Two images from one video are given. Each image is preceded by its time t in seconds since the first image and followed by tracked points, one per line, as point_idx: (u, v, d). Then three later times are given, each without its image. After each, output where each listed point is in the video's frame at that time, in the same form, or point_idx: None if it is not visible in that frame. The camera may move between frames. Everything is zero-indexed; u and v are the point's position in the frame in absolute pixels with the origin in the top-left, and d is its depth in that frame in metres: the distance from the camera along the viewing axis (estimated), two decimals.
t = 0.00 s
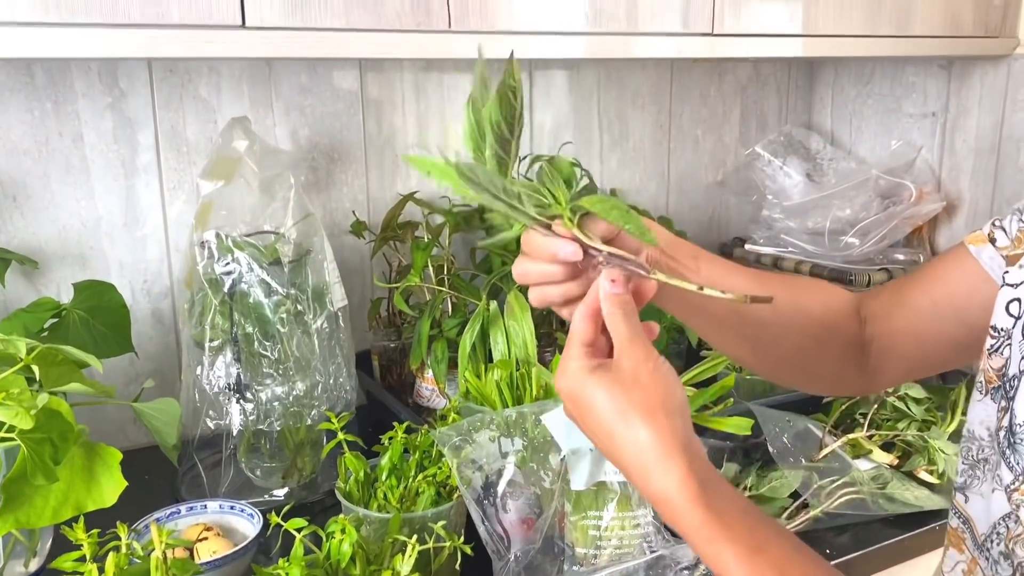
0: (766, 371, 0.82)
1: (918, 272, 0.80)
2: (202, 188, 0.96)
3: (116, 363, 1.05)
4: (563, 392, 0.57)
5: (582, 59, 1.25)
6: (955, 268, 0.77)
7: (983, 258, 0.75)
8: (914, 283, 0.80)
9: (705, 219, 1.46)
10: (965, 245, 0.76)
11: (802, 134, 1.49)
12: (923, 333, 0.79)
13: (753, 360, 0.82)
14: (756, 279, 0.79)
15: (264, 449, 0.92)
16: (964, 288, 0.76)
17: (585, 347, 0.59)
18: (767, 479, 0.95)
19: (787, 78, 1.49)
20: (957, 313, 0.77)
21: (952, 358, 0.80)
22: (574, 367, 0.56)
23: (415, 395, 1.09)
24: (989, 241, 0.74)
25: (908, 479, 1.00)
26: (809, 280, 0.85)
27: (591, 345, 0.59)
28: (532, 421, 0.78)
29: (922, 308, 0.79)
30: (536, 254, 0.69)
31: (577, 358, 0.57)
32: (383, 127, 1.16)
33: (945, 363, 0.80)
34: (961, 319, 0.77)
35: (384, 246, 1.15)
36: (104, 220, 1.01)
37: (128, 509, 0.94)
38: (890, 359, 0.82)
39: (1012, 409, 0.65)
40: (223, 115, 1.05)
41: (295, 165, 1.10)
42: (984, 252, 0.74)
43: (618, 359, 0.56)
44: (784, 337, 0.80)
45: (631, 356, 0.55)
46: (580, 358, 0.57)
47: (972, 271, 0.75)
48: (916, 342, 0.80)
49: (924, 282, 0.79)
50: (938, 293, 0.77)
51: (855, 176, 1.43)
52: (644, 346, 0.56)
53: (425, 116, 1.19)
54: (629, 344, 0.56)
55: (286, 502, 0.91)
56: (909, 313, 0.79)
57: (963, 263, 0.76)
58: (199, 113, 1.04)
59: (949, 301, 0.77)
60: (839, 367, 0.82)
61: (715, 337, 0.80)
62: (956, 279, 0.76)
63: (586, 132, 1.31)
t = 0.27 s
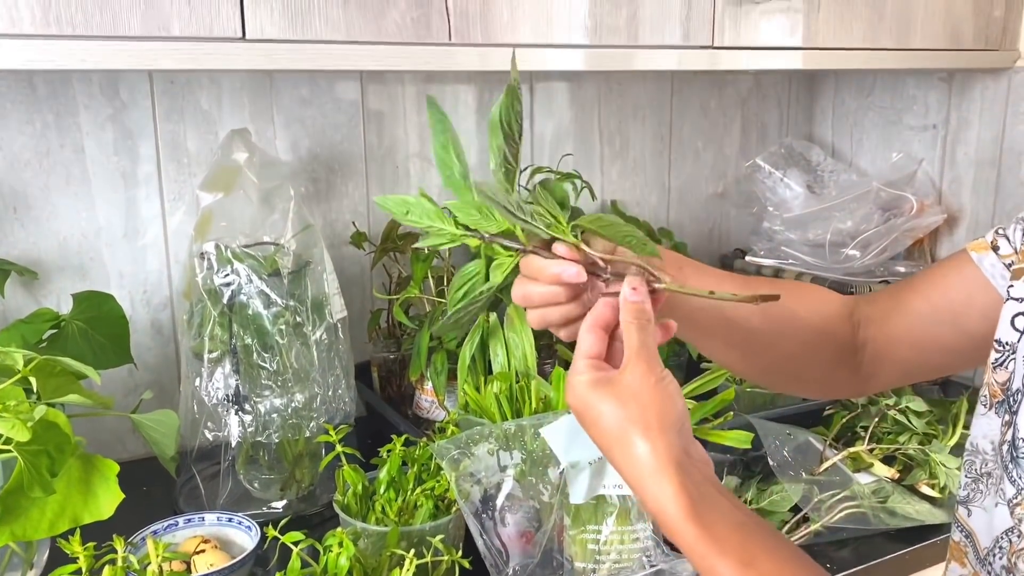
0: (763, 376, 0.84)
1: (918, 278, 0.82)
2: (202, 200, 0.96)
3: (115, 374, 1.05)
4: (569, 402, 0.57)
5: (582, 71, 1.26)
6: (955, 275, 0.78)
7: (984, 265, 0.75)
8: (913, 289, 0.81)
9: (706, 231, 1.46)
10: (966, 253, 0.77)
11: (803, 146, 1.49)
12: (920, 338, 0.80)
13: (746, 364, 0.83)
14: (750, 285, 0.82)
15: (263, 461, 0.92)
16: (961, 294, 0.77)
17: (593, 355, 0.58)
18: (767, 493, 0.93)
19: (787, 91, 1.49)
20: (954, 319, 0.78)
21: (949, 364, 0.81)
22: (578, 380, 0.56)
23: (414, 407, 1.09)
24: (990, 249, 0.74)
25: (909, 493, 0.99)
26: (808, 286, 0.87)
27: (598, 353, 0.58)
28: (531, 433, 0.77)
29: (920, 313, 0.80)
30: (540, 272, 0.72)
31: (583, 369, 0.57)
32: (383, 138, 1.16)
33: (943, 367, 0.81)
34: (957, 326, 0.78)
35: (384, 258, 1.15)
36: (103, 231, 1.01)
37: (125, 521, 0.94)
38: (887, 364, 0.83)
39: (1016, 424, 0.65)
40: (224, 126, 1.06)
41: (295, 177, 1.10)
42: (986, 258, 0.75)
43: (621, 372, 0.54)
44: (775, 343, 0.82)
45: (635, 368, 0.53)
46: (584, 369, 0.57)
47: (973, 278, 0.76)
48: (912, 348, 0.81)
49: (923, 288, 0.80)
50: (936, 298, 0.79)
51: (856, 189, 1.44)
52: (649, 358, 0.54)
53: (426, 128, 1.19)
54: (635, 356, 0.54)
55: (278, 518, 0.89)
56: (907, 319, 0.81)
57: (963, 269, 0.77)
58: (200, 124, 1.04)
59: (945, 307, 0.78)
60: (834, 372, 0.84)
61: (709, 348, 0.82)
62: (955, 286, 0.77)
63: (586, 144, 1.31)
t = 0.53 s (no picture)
0: (764, 389, 0.83)
1: (917, 286, 0.81)
2: (201, 205, 0.96)
3: (112, 380, 1.04)
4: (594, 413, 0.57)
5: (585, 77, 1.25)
6: (955, 283, 0.77)
7: (985, 273, 0.74)
8: (914, 297, 0.80)
9: (709, 239, 1.45)
10: (966, 261, 0.76)
11: (806, 154, 1.49)
12: (922, 346, 0.79)
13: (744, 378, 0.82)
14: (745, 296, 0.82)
15: (260, 468, 0.91)
16: (962, 302, 0.76)
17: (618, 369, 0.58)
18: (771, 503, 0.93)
19: (791, 98, 1.48)
20: (955, 326, 0.77)
21: (951, 374, 0.80)
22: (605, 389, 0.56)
23: (414, 414, 1.08)
24: (991, 257, 0.73)
25: (914, 504, 0.98)
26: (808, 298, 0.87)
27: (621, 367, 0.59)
28: (530, 442, 0.76)
29: (919, 322, 0.79)
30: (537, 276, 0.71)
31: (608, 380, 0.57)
32: (384, 144, 1.16)
33: (946, 377, 0.80)
34: (958, 335, 0.77)
35: (384, 264, 1.14)
36: (102, 236, 1.01)
37: (121, 528, 0.93)
38: (890, 374, 0.82)
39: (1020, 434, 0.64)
40: (223, 131, 1.05)
41: (295, 182, 1.09)
42: (987, 267, 0.73)
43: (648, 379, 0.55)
44: (774, 354, 0.81)
45: (662, 374, 0.54)
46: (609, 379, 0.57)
47: (973, 286, 0.75)
48: (912, 356, 0.80)
49: (923, 296, 0.79)
50: (936, 306, 0.78)
51: (859, 197, 1.43)
52: (677, 364, 0.54)
53: (427, 133, 1.19)
54: (663, 363, 0.54)
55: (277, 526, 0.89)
56: (907, 327, 0.80)
57: (963, 277, 0.76)
58: (200, 129, 1.04)
59: (946, 315, 0.77)
60: (836, 382, 0.83)
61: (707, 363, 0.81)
62: (955, 294, 0.76)
63: (589, 151, 1.31)
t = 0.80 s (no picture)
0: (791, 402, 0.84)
1: (935, 296, 0.80)
2: (206, 207, 0.95)
3: (116, 383, 1.04)
4: (582, 423, 0.55)
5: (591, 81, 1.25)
6: (969, 293, 0.76)
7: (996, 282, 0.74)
8: (932, 309, 0.79)
9: (715, 244, 1.45)
10: (978, 272, 0.75)
11: (813, 159, 1.48)
12: (936, 357, 0.79)
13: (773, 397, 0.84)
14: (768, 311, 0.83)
15: (264, 472, 0.91)
16: (976, 312, 0.75)
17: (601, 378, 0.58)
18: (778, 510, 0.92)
19: (797, 103, 1.48)
20: (967, 337, 0.76)
21: (968, 384, 0.79)
22: (596, 398, 0.55)
23: (418, 419, 1.07)
24: (1001, 267, 0.73)
25: (923, 511, 0.97)
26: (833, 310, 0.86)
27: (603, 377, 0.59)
28: (537, 447, 0.75)
29: (935, 335, 0.78)
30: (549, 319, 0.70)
31: (596, 389, 0.56)
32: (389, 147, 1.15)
33: (967, 387, 0.79)
34: (974, 346, 0.76)
35: (389, 268, 1.14)
36: (107, 238, 1.01)
37: (125, 532, 0.93)
38: (907, 386, 0.81)
39: None
40: (229, 134, 1.05)
41: (300, 185, 1.09)
42: (998, 277, 0.73)
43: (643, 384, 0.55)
44: (803, 370, 0.82)
45: (658, 379, 0.55)
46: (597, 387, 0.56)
47: (986, 298, 0.75)
48: (933, 370, 0.79)
49: (939, 306, 0.79)
50: (953, 317, 0.77)
51: (866, 202, 1.42)
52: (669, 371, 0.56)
53: (432, 136, 1.18)
54: (656, 369, 0.55)
55: (284, 530, 0.89)
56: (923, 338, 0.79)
57: (976, 288, 0.75)
58: (206, 132, 1.03)
59: (959, 325, 0.77)
60: (855, 395, 0.83)
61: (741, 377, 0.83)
62: (967, 304, 0.76)
63: (594, 155, 1.30)
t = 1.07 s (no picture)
0: (840, 417, 0.87)
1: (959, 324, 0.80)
2: (211, 207, 0.94)
3: (119, 384, 1.03)
4: (601, 454, 0.56)
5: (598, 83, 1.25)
6: (983, 325, 0.76)
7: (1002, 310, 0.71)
8: (955, 339, 0.79)
9: (722, 248, 1.44)
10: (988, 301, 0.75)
11: (822, 163, 1.47)
12: (961, 387, 0.79)
13: (828, 410, 0.87)
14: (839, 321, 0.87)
15: (268, 474, 0.90)
16: (990, 343, 0.76)
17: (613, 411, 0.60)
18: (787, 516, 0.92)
19: (807, 106, 1.47)
20: (987, 364, 0.76)
21: (996, 415, 0.79)
22: (613, 427, 0.56)
23: (424, 422, 1.06)
24: (1006, 293, 0.70)
25: (934, 518, 0.96)
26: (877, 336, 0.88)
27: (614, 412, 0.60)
28: (543, 451, 0.74)
29: (958, 364, 0.78)
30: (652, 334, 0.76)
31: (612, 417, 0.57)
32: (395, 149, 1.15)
33: (1000, 414, 0.79)
34: (998, 374, 0.76)
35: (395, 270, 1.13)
36: (111, 238, 1.00)
37: (126, 534, 0.92)
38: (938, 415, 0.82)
39: None
40: (234, 134, 1.05)
41: (306, 186, 1.08)
42: (1003, 304, 0.71)
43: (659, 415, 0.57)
44: (863, 395, 0.84)
45: (674, 408, 0.57)
46: (614, 417, 0.57)
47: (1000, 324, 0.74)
48: (965, 399, 0.79)
49: (963, 338, 0.78)
50: (974, 347, 0.77)
51: (876, 206, 1.40)
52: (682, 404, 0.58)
53: (439, 138, 1.18)
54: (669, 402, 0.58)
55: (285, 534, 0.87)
56: (946, 370, 0.80)
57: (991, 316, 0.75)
58: (211, 132, 1.03)
59: (977, 355, 0.77)
60: (897, 420, 0.83)
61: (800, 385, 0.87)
62: (982, 334, 0.76)
63: (602, 157, 1.30)
